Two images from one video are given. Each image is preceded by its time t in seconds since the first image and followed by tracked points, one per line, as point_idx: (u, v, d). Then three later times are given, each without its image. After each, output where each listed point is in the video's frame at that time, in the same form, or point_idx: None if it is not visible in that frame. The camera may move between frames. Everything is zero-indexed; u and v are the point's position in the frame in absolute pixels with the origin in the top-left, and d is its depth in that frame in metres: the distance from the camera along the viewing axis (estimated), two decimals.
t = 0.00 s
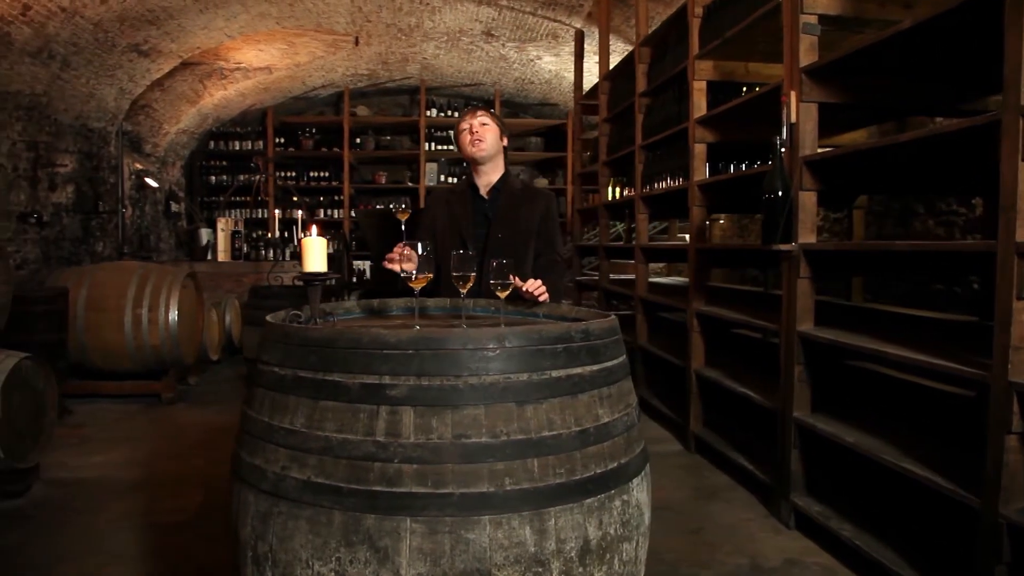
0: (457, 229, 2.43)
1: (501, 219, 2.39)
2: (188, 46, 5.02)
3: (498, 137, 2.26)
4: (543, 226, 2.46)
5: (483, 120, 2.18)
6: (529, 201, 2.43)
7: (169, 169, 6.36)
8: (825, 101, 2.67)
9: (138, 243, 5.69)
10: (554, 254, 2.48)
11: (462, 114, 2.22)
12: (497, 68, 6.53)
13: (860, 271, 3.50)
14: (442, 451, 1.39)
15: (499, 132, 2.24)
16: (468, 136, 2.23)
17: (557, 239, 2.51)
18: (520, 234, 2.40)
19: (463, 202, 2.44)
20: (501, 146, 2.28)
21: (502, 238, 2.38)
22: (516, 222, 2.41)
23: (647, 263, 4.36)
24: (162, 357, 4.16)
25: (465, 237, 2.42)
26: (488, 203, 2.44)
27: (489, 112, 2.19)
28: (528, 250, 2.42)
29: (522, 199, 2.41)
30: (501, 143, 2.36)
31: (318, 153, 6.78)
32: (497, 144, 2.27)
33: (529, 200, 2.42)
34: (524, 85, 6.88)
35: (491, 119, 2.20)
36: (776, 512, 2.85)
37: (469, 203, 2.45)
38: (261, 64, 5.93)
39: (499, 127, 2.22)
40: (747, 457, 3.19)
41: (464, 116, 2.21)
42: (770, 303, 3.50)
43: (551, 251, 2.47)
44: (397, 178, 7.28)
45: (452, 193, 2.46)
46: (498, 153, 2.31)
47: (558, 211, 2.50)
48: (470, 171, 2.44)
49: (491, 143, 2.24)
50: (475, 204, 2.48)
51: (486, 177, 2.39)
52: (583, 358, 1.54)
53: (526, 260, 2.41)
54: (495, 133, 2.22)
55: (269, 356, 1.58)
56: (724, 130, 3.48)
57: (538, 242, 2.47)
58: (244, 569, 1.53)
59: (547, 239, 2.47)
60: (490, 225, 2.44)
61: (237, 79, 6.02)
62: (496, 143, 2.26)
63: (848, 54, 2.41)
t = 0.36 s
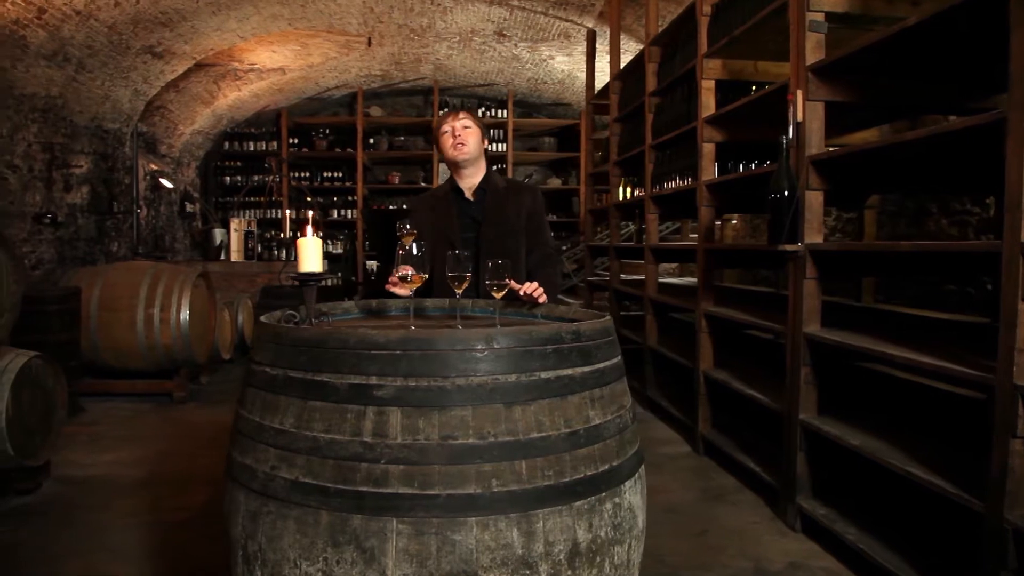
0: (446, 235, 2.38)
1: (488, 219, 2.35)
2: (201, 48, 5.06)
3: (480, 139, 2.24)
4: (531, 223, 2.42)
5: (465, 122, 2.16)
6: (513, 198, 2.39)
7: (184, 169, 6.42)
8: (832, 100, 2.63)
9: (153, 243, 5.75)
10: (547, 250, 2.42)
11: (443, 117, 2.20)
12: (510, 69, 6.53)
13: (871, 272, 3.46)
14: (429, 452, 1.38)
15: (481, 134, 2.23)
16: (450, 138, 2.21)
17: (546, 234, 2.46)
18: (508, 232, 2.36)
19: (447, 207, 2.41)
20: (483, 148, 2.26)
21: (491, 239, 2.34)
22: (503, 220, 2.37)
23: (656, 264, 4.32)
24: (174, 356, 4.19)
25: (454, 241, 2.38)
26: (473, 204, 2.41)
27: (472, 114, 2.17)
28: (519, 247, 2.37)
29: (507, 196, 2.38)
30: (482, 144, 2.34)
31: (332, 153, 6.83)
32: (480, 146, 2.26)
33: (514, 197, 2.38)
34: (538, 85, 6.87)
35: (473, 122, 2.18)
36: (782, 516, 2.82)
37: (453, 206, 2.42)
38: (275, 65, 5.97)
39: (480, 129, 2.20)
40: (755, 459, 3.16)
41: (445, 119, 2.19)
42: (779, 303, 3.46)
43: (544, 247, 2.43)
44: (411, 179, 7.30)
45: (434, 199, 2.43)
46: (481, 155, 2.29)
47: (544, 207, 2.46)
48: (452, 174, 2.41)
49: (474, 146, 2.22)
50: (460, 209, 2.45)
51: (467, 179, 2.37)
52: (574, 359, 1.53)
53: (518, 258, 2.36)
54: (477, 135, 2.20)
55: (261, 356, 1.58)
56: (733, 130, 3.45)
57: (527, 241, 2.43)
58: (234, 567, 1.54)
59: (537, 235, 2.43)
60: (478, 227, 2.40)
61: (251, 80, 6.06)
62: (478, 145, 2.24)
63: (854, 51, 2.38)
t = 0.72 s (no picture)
0: (442, 239, 2.38)
1: (485, 219, 2.35)
2: (214, 49, 5.10)
3: (471, 146, 2.26)
4: (529, 222, 2.42)
5: (455, 131, 2.19)
6: (510, 198, 2.38)
7: (197, 170, 6.47)
8: (838, 99, 2.61)
9: (166, 243, 5.81)
10: (547, 248, 2.43)
11: (433, 128, 2.23)
12: (522, 69, 6.52)
13: (881, 273, 3.43)
14: (418, 452, 1.38)
15: (473, 142, 2.26)
16: (441, 149, 2.24)
17: (545, 231, 2.46)
18: (506, 233, 2.36)
19: (442, 212, 2.39)
20: (476, 155, 2.29)
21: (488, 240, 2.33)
22: (500, 219, 2.37)
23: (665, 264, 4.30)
24: (184, 355, 4.20)
25: (451, 244, 2.37)
26: (468, 207, 2.41)
27: (461, 123, 2.20)
28: (518, 246, 2.37)
29: (503, 195, 2.37)
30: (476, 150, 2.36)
31: (343, 154, 6.87)
32: (472, 153, 2.28)
33: (510, 195, 2.38)
34: (549, 85, 6.87)
35: (463, 130, 2.20)
36: (788, 519, 2.79)
37: (448, 209, 2.41)
38: (287, 66, 6.01)
39: (472, 138, 2.23)
40: (761, 462, 3.13)
41: (435, 130, 2.22)
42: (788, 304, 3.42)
43: (543, 245, 2.43)
44: (422, 179, 7.32)
45: (429, 204, 2.41)
46: (475, 163, 2.31)
47: (541, 203, 2.45)
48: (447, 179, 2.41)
49: (466, 153, 2.24)
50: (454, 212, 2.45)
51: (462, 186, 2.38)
52: (566, 360, 1.52)
53: (518, 256, 2.37)
54: (468, 143, 2.22)
55: (255, 356, 1.59)
56: (741, 129, 3.43)
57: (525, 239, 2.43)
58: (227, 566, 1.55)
59: (535, 234, 2.43)
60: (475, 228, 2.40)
61: (264, 81, 6.10)
62: (470, 152, 2.27)
63: (859, 50, 2.35)
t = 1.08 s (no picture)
0: (442, 240, 2.40)
1: (484, 220, 2.35)
2: (226, 51, 5.14)
3: (473, 149, 2.27)
4: (529, 222, 2.42)
5: (456, 135, 2.20)
6: (510, 198, 2.39)
7: (211, 171, 6.53)
8: (845, 98, 2.58)
9: (180, 243, 5.87)
10: (548, 248, 2.42)
11: (434, 131, 2.23)
12: (534, 69, 6.52)
13: (892, 274, 3.39)
14: (409, 453, 1.38)
15: (474, 146, 2.26)
16: (443, 152, 2.25)
17: (547, 232, 2.45)
18: (506, 233, 2.36)
19: (443, 213, 2.41)
20: (477, 158, 2.29)
21: (488, 240, 2.34)
22: (500, 220, 2.37)
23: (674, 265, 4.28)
24: (196, 354, 4.24)
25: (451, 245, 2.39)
26: (469, 208, 2.42)
27: (462, 127, 2.20)
28: (519, 246, 2.37)
29: (503, 196, 2.38)
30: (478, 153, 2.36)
31: (356, 154, 6.95)
32: (473, 156, 2.28)
33: (510, 196, 2.38)
34: (562, 86, 6.86)
35: (465, 133, 2.21)
36: (795, 522, 2.77)
37: (448, 210, 2.43)
38: (300, 67, 6.05)
39: (473, 142, 2.24)
40: (769, 464, 3.10)
41: (437, 133, 2.22)
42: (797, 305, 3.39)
43: (544, 246, 2.42)
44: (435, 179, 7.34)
45: (430, 205, 2.43)
46: (476, 166, 2.32)
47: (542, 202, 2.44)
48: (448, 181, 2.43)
49: (467, 157, 2.25)
50: (455, 213, 2.46)
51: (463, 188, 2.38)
52: (560, 361, 1.52)
53: (518, 257, 2.37)
54: (469, 147, 2.23)
55: (252, 355, 1.60)
56: (750, 129, 3.40)
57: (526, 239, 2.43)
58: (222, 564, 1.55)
59: (536, 234, 2.43)
60: (475, 229, 2.41)
61: (277, 83, 6.15)
62: (472, 155, 2.27)
63: (866, 49, 2.32)
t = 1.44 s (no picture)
0: (452, 239, 2.40)
1: (495, 222, 2.36)
2: (247, 54, 5.20)
3: (486, 148, 2.26)
4: (539, 224, 2.42)
5: (471, 132, 2.19)
6: (521, 200, 2.40)
7: (233, 172, 6.60)
8: (862, 95, 2.54)
9: (202, 243, 5.95)
10: (556, 252, 2.43)
11: (449, 127, 2.23)
12: (553, 69, 6.52)
13: (912, 275, 3.34)
14: (409, 453, 1.38)
15: (488, 145, 2.26)
16: (457, 148, 2.24)
17: (556, 233, 2.46)
18: (516, 235, 2.37)
19: (453, 213, 2.42)
20: (490, 157, 2.29)
21: (498, 241, 2.35)
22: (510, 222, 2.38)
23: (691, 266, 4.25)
24: (215, 353, 4.30)
25: (461, 244, 2.39)
26: (479, 209, 2.43)
27: (478, 125, 2.20)
28: (528, 248, 2.38)
29: (514, 199, 2.38)
30: (490, 152, 2.36)
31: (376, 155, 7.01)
32: (486, 155, 2.28)
33: (521, 199, 2.39)
34: (581, 86, 6.85)
35: (479, 132, 2.20)
36: (810, 526, 2.73)
37: (459, 210, 2.43)
38: (320, 69, 6.12)
39: (487, 140, 2.23)
40: (785, 467, 3.07)
41: (451, 129, 2.22)
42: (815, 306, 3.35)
43: (553, 249, 2.43)
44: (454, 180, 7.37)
45: (440, 204, 2.44)
46: (489, 165, 2.32)
47: (552, 207, 2.46)
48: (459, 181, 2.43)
49: (480, 155, 2.25)
50: (465, 214, 2.47)
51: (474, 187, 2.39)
52: (562, 362, 1.51)
53: (526, 260, 2.37)
54: (483, 145, 2.23)
55: (257, 354, 1.61)
56: (767, 128, 3.36)
57: (535, 242, 2.44)
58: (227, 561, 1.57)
59: (545, 236, 2.43)
60: (485, 230, 2.42)
61: (297, 84, 6.22)
62: (485, 154, 2.27)
63: (882, 45, 2.28)
